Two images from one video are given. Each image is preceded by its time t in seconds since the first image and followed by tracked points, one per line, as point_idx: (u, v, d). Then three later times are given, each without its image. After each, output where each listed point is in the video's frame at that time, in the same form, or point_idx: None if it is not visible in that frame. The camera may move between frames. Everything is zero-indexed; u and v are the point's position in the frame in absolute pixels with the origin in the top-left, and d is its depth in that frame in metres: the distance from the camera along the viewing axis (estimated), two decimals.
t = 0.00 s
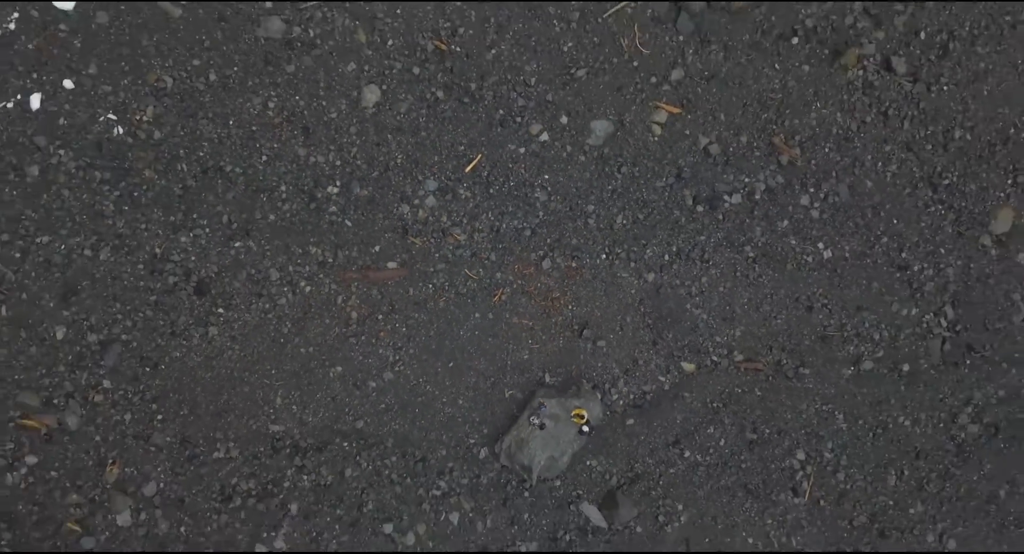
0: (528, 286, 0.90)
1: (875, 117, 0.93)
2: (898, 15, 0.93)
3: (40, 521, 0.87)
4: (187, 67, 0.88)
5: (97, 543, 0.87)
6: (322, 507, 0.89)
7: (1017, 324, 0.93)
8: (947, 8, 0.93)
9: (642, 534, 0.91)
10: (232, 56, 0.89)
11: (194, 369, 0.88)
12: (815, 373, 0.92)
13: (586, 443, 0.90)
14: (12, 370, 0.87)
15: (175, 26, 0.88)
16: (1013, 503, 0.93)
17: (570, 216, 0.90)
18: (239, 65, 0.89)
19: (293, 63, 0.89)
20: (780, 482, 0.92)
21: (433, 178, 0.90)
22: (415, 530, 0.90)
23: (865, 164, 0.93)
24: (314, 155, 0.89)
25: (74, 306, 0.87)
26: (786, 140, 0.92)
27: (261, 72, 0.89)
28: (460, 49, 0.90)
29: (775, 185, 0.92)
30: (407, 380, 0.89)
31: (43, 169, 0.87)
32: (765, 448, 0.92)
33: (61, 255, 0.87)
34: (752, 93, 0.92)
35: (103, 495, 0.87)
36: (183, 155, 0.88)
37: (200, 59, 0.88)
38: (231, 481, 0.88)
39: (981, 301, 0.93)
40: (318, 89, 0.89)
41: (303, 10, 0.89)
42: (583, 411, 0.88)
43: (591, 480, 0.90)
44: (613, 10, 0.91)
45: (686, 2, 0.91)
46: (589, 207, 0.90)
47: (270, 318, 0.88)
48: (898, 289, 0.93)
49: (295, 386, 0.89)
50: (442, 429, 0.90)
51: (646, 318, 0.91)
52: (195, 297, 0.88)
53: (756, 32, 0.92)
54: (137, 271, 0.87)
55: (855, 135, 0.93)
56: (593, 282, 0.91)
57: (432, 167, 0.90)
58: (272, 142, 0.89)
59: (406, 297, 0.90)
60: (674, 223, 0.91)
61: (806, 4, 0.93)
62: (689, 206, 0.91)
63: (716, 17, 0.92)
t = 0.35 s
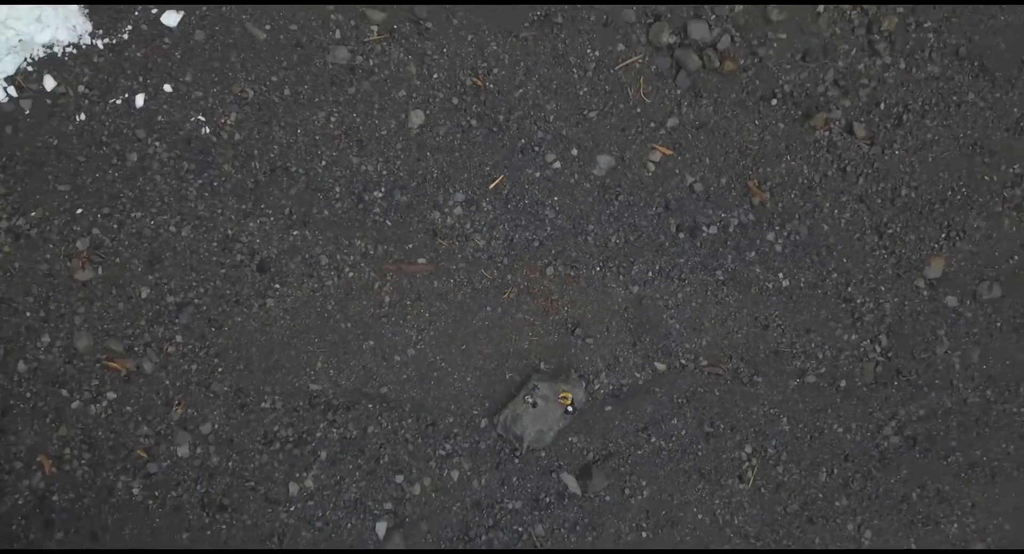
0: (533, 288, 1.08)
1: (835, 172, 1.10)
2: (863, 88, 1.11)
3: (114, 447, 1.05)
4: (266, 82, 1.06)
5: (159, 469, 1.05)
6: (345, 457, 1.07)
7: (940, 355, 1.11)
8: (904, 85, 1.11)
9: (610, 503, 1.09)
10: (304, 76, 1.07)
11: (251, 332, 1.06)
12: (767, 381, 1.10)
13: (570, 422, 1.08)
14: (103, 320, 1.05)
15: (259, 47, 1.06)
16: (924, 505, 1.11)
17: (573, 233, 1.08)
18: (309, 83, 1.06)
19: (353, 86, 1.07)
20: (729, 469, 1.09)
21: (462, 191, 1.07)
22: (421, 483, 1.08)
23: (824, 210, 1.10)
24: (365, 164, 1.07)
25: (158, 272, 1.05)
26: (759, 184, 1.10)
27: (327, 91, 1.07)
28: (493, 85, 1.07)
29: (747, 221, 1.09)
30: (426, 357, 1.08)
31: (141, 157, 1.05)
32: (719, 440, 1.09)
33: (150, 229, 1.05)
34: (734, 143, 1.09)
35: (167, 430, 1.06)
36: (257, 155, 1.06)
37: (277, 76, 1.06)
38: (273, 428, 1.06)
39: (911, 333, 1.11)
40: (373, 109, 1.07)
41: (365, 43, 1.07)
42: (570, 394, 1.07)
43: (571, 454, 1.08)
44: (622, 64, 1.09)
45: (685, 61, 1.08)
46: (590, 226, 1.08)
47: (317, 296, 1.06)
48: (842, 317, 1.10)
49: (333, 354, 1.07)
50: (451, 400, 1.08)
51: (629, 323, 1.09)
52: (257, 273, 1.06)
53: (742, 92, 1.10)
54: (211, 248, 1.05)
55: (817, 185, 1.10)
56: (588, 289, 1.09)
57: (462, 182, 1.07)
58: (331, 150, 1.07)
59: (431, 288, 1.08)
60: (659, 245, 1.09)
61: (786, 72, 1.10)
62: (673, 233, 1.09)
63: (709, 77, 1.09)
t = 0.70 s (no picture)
0: (530, 292, 1.26)
1: (798, 214, 1.28)
2: (829, 144, 1.28)
3: (162, 395, 1.23)
4: (316, 96, 1.24)
5: (197, 417, 1.23)
6: (356, 422, 1.25)
7: (875, 379, 1.29)
8: (864, 145, 1.28)
9: (579, 481, 1.27)
10: (348, 93, 1.24)
11: (286, 308, 1.24)
12: (723, 389, 1.27)
13: (551, 410, 1.26)
14: (160, 288, 1.23)
15: (313, 66, 1.24)
16: (849, 507, 1.29)
17: (568, 247, 1.26)
18: (353, 100, 1.24)
19: (390, 106, 1.24)
20: (684, 461, 1.27)
21: (475, 203, 1.25)
22: (419, 450, 1.25)
23: (786, 246, 1.28)
24: (394, 173, 1.24)
25: (211, 251, 1.23)
26: (731, 219, 1.27)
27: (367, 108, 1.24)
28: (510, 115, 1.25)
29: (718, 250, 1.27)
30: (433, 343, 1.25)
31: (205, 151, 1.23)
32: (677, 436, 1.27)
33: (207, 213, 1.23)
34: (713, 182, 1.27)
35: (207, 385, 1.23)
36: (303, 158, 1.24)
37: (326, 92, 1.24)
38: (297, 392, 1.24)
39: (851, 358, 1.28)
40: (406, 127, 1.24)
41: (403, 69, 1.24)
42: (552, 384, 1.25)
43: (550, 436, 1.26)
44: (622, 106, 1.25)
45: (677, 108, 1.25)
46: (583, 243, 1.26)
47: (344, 282, 1.24)
48: (794, 340, 1.28)
49: (354, 333, 1.25)
50: (451, 382, 1.26)
51: (609, 329, 1.26)
52: (295, 258, 1.24)
53: (725, 138, 1.27)
54: (258, 233, 1.23)
55: (782, 224, 1.28)
56: (576, 297, 1.26)
57: (476, 196, 1.25)
58: (367, 158, 1.24)
59: (442, 284, 1.25)
60: (641, 264, 1.26)
61: (764, 124, 1.27)
62: (653, 254, 1.26)
63: (696, 123, 1.26)
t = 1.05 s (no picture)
0: (529, 294, 1.44)
1: (770, 245, 1.45)
2: (802, 185, 1.45)
3: (202, 359, 1.41)
4: (356, 109, 1.41)
5: (231, 380, 1.41)
6: (369, 395, 1.42)
7: (826, 395, 1.46)
8: (833, 188, 1.46)
9: (560, 463, 1.44)
10: (384, 109, 1.42)
11: (316, 292, 1.42)
12: (692, 393, 1.45)
13: (539, 399, 1.44)
14: (208, 265, 1.41)
15: (355, 83, 1.42)
16: (794, 505, 1.46)
17: (566, 258, 1.43)
18: (387, 115, 1.42)
19: (420, 122, 1.42)
20: (652, 453, 1.45)
21: (487, 213, 1.42)
22: (422, 424, 1.43)
23: (757, 272, 1.45)
24: (419, 181, 1.42)
25: (255, 237, 1.41)
26: (711, 244, 1.44)
27: (399, 123, 1.42)
28: (524, 138, 1.42)
29: (697, 270, 1.44)
30: (441, 332, 1.43)
31: (256, 149, 1.41)
32: (648, 430, 1.45)
33: (254, 204, 1.41)
34: (697, 210, 1.44)
35: (242, 353, 1.41)
36: (341, 161, 1.41)
37: (365, 106, 1.41)
38: (319, 365, 1.42)
39: (807, 374, 1.46)
40: (432, 142, 1.42)
41: (434, 91, 1.42)
42: (542, 376, 1.43)
43: (537, 422, 1.44)
44: (622, 138, 1.43)
45: (670, 144, 1.43)
46: (579, 255, 1.43)
47: (368, 273, 1.42)
48: (757, 355, 1.45)
49: (373, 318, 1.42)
50: (454, 367, 1.43)
51: (596, 332, 1.44)
52: (327, 249, 1.42)
53: (710, 173, 1.44)
54: (296, 225, 1.41)
55: (755, 252, 1.45)
56: (569, 302, 1.44)
57: (489, 206, 1.43)
58: (396, 167, 1.42)
59: (453, 282, 1.43)
60: (628, 278, 1.44)
61: (746, 163, 1.44)
62: (640, 270, 1.44)
63: (686, 158, 1.44)
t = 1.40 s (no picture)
0: (528, 296, 1.61)
1: (747, 269, 1.62)
2: (779, 218, 1.62)
3: (234, 330, 1.59)
4: (387, 120, 1.59)
5: (258, 351, 1.59)
6: (378, 374, 1.60)
7: (785, 406, 1.64)
8: (806, 223, 1.63)
9: (543, 448, 1.62)
10: (412, 122, 1.59)
11: (339, 279, 1.60)
12: (666, 395, 1.62)
13: (530, 390, 1.62)
14: (246, 248, 1.58)
15: (388, 97, 1.59)
16: (749, 502, 1.64)
17: (563, 266, 1.61)
18: (415, 128, 1.59)
19: (443, 136, 1.59)
20: (627, 446, 1.62)
21: (497, 221, 1.60)
22: (424, 403, 1.61)
23: (733, 292, 1.62)
24: (438, 188, 1.60)
25: (289, 226, 1.59)
26: (693, 264, 1.62)
27: (425, 135, 1.59)
28: (534, 158, 1.60)
29: (679, 286, 1.62)
30: (447, 323, 1.61)
31: (296, 149, 1.59)
32: (624, 425, 1.62)
33: (290, 197, 1.59)
34: (684, 233, 1.61)
35: (270, 328, 1.59)
36: (371, 165, 1.59)
37: (395, 118, 1.59)
38: (337, 344, 1.60)
39: (770, 387, 1.63)
40: (453, 154, 1.60)
41: (457, 110, 1.59)
42: (534, 368, 1.61)
43: (526, 410, 1.62)
44: (622, 164, 1.61)
45: (664, 173, 1.60)
46: (575, 265, 1.61)
47: (387, 266, 1.60)
48: (726, 366, 1.63)
49: (388, 306, 1.60)
50: (457, 356, 1.61)
51: (585, 334, 1.62)
52: (352, 241, 1.59)
53: (698, 202, 1.61)
54: (327, 218, 1.59)
55: (733, 275, 1.62)
56: (563, 305, 1.61)
57: (499, 215, 1.60)
58: (419, 174, 1.59)
59: (462, 280, 1.61)
60: (617, 289, 1.61)
61: (730, 195, 1.62)
62: (628, 282, 1.61)
63: (677, 186, 1.61)
